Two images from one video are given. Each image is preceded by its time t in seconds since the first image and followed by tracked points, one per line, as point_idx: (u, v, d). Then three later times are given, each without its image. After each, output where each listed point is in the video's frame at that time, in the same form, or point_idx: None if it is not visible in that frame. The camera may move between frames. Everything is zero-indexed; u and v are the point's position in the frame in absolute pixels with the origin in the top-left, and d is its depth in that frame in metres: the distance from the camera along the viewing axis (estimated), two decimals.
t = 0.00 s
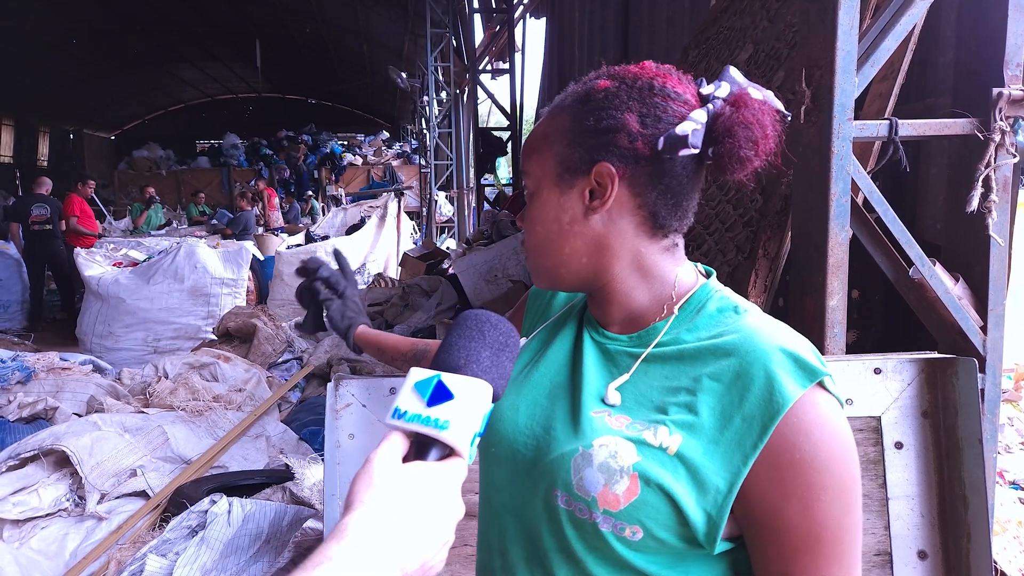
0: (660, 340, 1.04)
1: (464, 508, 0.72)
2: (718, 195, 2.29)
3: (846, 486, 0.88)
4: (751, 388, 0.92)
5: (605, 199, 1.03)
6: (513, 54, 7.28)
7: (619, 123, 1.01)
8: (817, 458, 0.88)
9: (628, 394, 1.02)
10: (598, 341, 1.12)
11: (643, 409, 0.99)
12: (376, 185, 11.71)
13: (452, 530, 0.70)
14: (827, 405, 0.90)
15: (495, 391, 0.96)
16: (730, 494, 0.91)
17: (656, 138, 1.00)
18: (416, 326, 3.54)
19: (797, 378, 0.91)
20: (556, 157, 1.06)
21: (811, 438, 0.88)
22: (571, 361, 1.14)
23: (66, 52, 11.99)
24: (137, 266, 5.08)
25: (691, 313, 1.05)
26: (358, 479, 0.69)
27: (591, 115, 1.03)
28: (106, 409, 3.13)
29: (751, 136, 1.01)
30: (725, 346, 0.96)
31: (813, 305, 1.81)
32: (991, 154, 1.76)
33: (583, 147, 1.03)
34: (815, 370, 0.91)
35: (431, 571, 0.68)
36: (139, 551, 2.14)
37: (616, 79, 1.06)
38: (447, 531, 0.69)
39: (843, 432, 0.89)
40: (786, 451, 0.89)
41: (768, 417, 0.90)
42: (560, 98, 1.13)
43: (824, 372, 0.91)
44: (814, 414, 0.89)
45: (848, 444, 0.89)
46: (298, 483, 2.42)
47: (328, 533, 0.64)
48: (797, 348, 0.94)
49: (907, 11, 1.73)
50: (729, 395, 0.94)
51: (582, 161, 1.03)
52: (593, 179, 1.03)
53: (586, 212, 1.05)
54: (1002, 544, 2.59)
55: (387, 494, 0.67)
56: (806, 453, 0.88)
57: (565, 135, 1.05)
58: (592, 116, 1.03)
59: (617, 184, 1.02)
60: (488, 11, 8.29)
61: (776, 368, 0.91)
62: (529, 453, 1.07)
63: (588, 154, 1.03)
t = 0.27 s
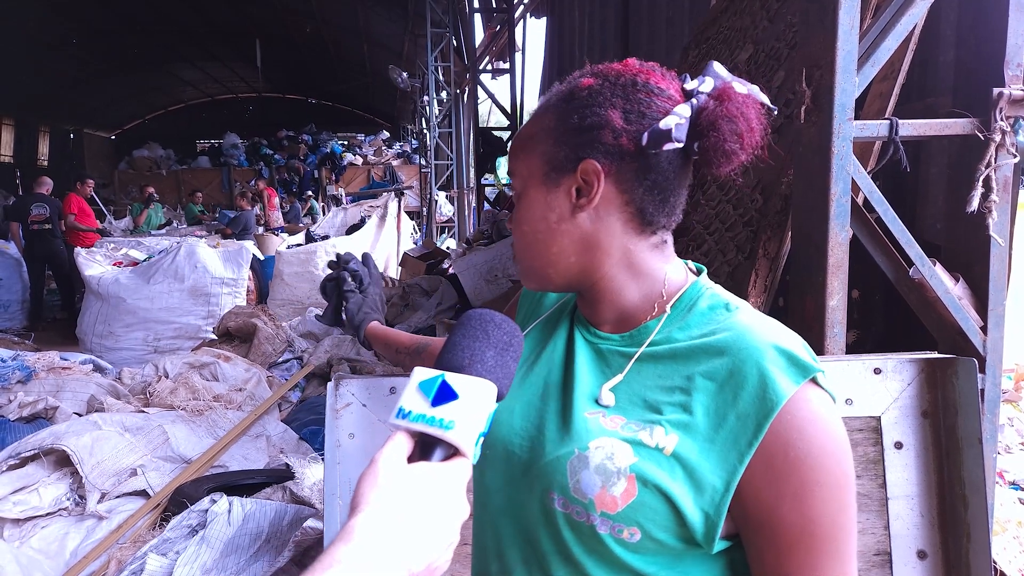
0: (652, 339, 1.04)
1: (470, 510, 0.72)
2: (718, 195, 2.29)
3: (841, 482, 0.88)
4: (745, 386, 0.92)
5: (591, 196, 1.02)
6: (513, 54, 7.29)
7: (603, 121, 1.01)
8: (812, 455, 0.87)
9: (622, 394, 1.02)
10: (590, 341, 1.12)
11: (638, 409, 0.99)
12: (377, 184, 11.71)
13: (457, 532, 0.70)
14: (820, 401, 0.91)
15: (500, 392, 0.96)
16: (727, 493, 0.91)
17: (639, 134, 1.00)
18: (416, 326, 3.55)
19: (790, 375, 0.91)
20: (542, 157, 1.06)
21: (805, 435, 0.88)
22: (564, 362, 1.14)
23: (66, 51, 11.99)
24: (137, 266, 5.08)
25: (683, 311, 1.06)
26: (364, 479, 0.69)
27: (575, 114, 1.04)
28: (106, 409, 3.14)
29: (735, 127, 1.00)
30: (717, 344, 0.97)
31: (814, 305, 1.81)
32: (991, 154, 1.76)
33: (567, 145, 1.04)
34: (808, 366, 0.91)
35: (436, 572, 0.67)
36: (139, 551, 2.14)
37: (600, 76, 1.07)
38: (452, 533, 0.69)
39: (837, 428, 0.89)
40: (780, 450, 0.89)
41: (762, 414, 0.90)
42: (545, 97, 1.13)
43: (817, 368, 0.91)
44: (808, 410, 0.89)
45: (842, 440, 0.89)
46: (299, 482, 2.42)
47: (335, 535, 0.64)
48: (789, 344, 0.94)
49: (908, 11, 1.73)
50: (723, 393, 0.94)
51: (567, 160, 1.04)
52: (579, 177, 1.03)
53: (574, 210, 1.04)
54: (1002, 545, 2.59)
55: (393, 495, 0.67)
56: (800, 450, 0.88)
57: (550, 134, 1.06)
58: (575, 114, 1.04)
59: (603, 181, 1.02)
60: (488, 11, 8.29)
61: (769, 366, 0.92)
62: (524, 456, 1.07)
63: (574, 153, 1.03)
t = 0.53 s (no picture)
0: (648, 340, 1.04)
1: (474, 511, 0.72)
2: (719, 195, 2.28)
3: (838, 480, 0.88)
4: (742, 386, 0.92)
5: (600, 189, 1.01)
6: (514, 54, 7.29)
7: (615, 114, 1.00)
8: (809, 453, 0.88)
9: (619, 396, 1.02)
10: (585, 341, 1.12)
11: (636, 410, 0.99)
12: (377, 184, 11.71)
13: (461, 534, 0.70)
14: (815, 399, 0.91)
15: (505, 393, 0.95)
16: (727, 494, 0.91)
17: (652, 129, 1.00)
18: (417, 325, 3.55)
19: (787, 374, 0.91)
20: (549, 148, 1.04)
21: (802, 434, 0.88)
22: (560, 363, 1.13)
23: (68, 51, 12.00)
24: (138, 266, 5.08)
25: (678, 311, 1.06)
26: (368, 480, 0.69)
27: (585, 106, 1.02)
28: (107, 408, 3.14)
29: (733, 130, 1.04)
30: (713, 344, 0.97)
31: (814, 305, 1.81)
32: (992, 155, 1.75)
33: (576, 137, 1.02)
34: (804, 365, 0.92)
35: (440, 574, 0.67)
36: (139, 550, 2.14)
37: (605, 71, 1.06)
38: (457, 534, 0.69)
39: (833, 426, 0.89)
40: (778, 448, 0.89)
41: (760, 414, 0.90)
42: (547, 90, 1.11)
43: (813, 366, 0.91)
44: (804, 410, 0.89)
45: (838, 437, 0.89)
46: (299, 482, 2.42)
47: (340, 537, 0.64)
48: (785, 343, 0.94)
49: (908, 12, 1.73)
50: (721, 394, 0.94)
51: (576, 152, 1.02)
52: (587, 169, 1.01)
53: (580, 204, 1.02)
54: (1003, 545, 2.58)
55: (397, 496, 0.67)
56: (798, 449, 0.88)
57: (558, 126, 1.03)
58: (586, 107, 1.02)
59: (612, 175, 1.01)
60: (488, 11, 8.30)
61: (766, 366, 0.92)
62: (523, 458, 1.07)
63: (582, 144, 1.01)
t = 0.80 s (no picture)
0: (643, 340, 1.04)
1: (477, 511, 0.72)
2: (719, 195, 2.28)
3: (831, 478, 0.87)
4: (734, 384, 0.92)
5: (630, 190, 1.03)
6: (514, 54, 7.29)
7: (651, 117, 1.03)
8: (803, 450, 0.87)
9: (613, 395, 1.02)
10: (584, 341, 1.12)
11: (629, 409, 0.99)
12: (377, 184, 11.70)
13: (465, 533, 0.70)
14: (808, 397, 0.90)
15: (509, 392, 0.95)
16: (718, 491, 0.90)
17: (685, 135, 1.05)
18: (417, 325, 3.54)
19: (779, 372, 0.90)
20: (580, 143, 1.03)
21: (795, 431, 0.87)
22: (558, 363, 1.13)
23: (67, 52, 11.99)
24: (137, 266, 5.07)
25: (674, 310, 1.05)
26: (372, 480, 0.69)
27: (620, 104, 1.03)
28: (107, 409, 3.13)
29: (741, 141, 1.13)
30: (706, 342, 0.96)
31: (815, 304, 1.81)
32: (992, 153, 1.75)
33: (612, 135, 1.02)
34: (796, 362, 0.91)
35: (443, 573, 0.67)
36: (139, 552, 2.14)
37: (634, 71, 1.08)
38: (460, 534, 0.68)
39: (826, 425, 0.88)
40: (769, 445, 0.88)
41: (751, 411, 0.89)
42: (569, 84, 1.10)
43: (805, 364, 0.90)
44: (796, 407, 0.89)
45: (833, 436, 0.88)
46: (299, 482, 2.42)
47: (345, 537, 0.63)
48: (777, 341, 0.94)
49: (908, 10, 1.73)
50: (713, 391, 0.94)
51: (609, 150, 1.02)
52: (618, 169, 1.02)
53: (606, 204, 1.03)
54: (1004, 545, 2.58)
55: (401, 496, 0.67)
56: (790, 446, 0.87)
57: (590, 121, 1.03)
58: (622, 104, 1.03)
59: (643, 178, 1.03)
60: (488, 11, 8.29)
61: (758, 363, 0.91)
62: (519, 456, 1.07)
63: (616, 145, 1.02)
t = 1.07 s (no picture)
0: (645, 339, 1.04)
1: (480, 510, 0.72)
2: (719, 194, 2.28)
3: (829, 477, 0.86)
4: (730, 381, 0.92)
5: (642, 199, 1.04)
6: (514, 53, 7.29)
7: (664, 125, 1.04)
8: (800, 447, 0.86)
9: (614, 393, 1.02)
10: (590, 342, 1.12)
11: (628, 406, 0.99)
12: (377, 184, 11.70)
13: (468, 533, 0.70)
14: (807, 396, 0.89)
15: (511, 391, 0.95)
16: (714, 487, 0.90)
17: (696, 142, 1.06)
18: (418, 325, 3.54)
19: (776, 370, 0.90)
20: (594, 152, 1.03)
21: (792, 429, 0.87)
22: (563, 361, 1.14)
23: (66, 51, 11.98)
24: (137, 266, 5.07)
25: (677, 310, 1.05)
26: (375, 479, 0.68)
27: (634, 112, 1.03)
28: (107, 409, 3.13)
29: (742, 144, 1.17)
30: (705, 340, 0.96)
31: (815, 304, 1.81)
32: (993, 152, 1.75)
33: (626, 144, 1.03)
34: (794, 360, 0.90)
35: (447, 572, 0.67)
36: (140, 551, 2.14)
37: (644, 77, 1.08)
38: (463, 533, 0.68)
39: (825, 424, 0.87)
40: (766, 442, 0.88)
41: (747, 408, 0.89)
42: (580, 88, 1.09)
43: (803, 362, 0.90)
44: (794, 404, 0.88)
45: (833, 436, 0.87)
46: (299, 482, 2.41)
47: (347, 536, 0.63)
48: (776, 340, 0.93)
49: (909, 10, 1.73)
50: (710, 389, 0.94)
51: (623, 159, 1.03)
52: (632, 178, 1.03)
53: (620, 212, 1.04)
54: (1005, 544, 2.58)
55: (405, 495, 0.67)
56: (787, 444, 0.86)
57: (604, 129, 1.03)
58: (635, 112, 1.03)
59: (656, 186, 1.04)
60: (488, 11, 8.29)
61: (755, 361, 0.91)
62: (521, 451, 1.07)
63: (631, 154, 1.03)
